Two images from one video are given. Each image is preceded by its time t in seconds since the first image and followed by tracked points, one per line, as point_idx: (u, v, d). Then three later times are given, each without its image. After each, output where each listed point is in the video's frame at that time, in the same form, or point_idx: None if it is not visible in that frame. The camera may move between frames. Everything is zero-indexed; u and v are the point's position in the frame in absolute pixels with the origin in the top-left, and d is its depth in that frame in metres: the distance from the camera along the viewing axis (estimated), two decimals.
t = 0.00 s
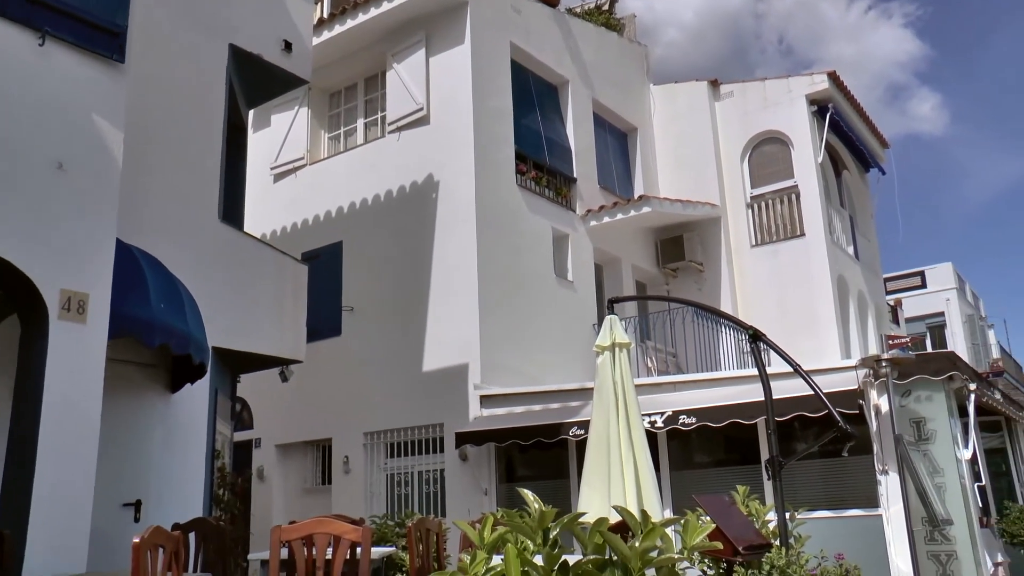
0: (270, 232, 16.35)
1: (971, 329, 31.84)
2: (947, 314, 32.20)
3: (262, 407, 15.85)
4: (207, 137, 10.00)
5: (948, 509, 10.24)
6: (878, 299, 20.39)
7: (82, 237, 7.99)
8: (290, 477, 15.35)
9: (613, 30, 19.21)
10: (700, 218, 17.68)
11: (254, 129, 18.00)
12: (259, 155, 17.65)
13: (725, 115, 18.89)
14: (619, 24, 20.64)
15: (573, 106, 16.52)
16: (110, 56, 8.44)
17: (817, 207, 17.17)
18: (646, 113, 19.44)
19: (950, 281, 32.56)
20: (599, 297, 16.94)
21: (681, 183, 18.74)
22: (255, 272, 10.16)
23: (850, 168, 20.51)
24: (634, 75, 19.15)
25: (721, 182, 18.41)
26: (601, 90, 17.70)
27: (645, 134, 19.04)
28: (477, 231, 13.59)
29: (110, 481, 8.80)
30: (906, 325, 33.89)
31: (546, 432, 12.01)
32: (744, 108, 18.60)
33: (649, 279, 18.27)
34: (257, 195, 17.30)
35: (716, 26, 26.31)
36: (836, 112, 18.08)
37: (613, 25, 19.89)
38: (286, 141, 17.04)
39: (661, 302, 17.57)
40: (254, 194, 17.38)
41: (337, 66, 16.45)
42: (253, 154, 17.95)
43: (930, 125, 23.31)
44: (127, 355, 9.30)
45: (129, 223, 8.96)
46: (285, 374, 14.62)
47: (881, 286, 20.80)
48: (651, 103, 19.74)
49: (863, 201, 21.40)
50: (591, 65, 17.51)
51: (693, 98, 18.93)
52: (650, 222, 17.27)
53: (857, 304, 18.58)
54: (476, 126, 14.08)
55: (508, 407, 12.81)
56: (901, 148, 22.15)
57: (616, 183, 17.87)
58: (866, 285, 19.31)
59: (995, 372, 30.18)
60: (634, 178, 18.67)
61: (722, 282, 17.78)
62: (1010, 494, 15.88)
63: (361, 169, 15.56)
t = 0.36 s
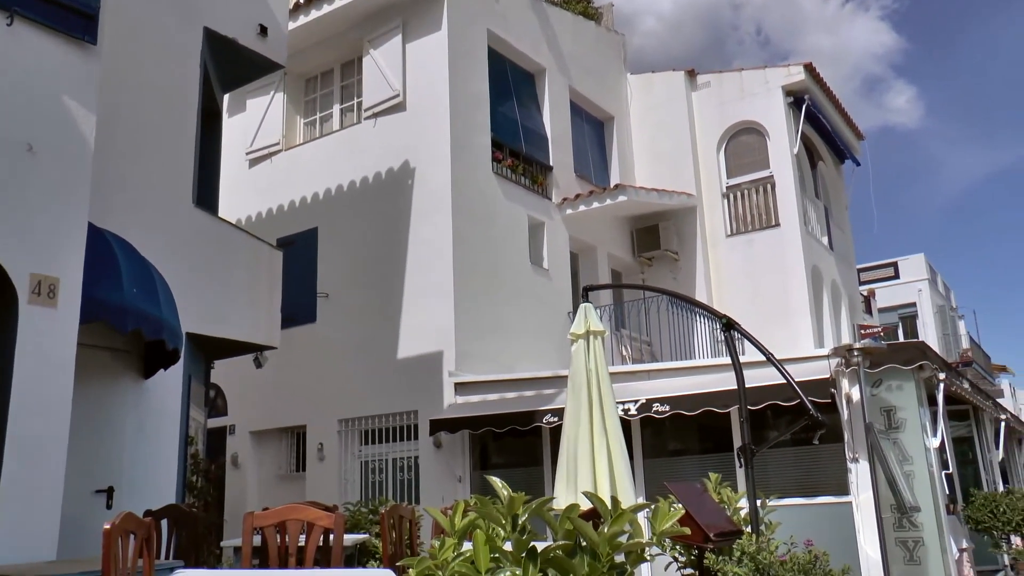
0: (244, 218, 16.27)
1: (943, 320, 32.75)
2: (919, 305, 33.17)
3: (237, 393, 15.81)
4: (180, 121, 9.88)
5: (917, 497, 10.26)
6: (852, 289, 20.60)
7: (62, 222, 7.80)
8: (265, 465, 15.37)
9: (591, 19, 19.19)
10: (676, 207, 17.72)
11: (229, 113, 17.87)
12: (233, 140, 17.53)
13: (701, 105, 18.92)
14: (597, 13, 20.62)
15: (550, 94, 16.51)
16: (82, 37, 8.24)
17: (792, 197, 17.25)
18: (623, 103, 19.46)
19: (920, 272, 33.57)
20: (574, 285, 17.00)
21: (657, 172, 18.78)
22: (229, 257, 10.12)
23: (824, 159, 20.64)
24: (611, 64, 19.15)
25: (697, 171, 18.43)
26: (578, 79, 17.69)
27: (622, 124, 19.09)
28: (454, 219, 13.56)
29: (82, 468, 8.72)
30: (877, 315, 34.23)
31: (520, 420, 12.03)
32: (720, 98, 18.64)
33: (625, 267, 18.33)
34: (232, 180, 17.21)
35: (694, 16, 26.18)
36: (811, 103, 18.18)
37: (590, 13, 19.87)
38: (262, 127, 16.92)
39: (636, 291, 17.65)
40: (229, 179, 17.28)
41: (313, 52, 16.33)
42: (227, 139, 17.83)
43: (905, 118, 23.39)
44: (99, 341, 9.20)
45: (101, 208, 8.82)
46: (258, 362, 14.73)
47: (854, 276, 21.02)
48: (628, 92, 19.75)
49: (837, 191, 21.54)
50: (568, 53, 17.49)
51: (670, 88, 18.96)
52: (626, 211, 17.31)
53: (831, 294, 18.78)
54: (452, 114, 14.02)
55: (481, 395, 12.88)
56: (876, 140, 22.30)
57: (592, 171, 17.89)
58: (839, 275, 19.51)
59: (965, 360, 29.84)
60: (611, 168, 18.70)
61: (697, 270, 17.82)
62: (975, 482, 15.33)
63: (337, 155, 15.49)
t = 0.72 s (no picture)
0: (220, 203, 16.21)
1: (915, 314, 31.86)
2: (892, 297, 32.51)
3: (211, 380, 15.78)
4: (152, 104, 9.77)
5: (885, 484, 10.35)
6: (825, 280, 20.79)
7: (34, 207, 7.67)
8: (239, 452, 15.35)
9: (568, 7, 19.15)
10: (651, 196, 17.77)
11: (204, 97, 17.77)
12: (209, 124, 17.44)
13: (677, 95, 18.95)
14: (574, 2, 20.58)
15: (526, 83, 16.49)
16: (52, 19, 8.03)
17: (767, 188, 17.32)
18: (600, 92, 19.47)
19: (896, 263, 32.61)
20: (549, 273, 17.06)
21: (633, 161, 18.82)
22: (202, 243, 10.09)
23: (799, 150, 20.75)
24: (588, 53, 19.15)
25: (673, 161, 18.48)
26: (555, 67, 17.68)
27: (598, 113, 19.11)
28: (429, 207, 13.54)
29: (53, 455, 8.65)
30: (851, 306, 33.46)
31: (493, 407, 12.11)
32: (696, 88, 18.68)
33: (600, 256, 18.39)
34: (207, 164, 17.13)
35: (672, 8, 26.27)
36: (787, 94, 18.26)
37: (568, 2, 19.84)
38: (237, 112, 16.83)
39: (611, 279, 17.72)
40: (205, 164, 17.21)
41: (289, 37, 16.21)
42: (203, 123, 17.72)
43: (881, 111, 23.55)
44: (69, 326, 9.09)
45: (73, 193, 8.68)
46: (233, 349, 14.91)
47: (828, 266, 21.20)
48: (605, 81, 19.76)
49: (812, 181, 21.69)
50: (545, 42, 17.46)
51: (646, 78, 18.98)
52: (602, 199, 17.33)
53: (805, 284, 18.96)
54: (428, 101, 13.98)
55: (458, 381, 12.88)
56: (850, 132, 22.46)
57: (568, 159, 17.90)
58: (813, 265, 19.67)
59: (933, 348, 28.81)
60: (586, 157, 18.74)
61: (672, 259, 17.90)
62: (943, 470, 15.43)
63: (312, 140, 15.41)
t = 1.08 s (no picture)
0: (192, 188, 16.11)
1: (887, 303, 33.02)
2: (863, 287, 34.19)
3: (183, 367, 15.72)
4: (120, 88, 9.65)
5: (853, 472, 10.42)
6: (797, 270, 21.00)
7: (10, 190, 7.52)
8: (211, 440, 15.32)
9: None
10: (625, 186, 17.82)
11: (177, 82, 17.60)
12: (181, 109, 17.29)
13: (652, 86, 18.99)
14: None
15: (501, 71, 16.46)
16: None
17: (740, 179, 17.43)
18: (575, 82, 19.46)
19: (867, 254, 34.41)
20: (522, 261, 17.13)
21: (608, 151, 18.87)
22: (173, 229, 10.06)
23: (773, 141, 20.85)
24: (562, 43, 19.14)
25: (647, 151, 18.52)
26: (530, 56, 17.66)
27: (573, 103, 19.12)
28: (403, 195, 13.51)
29: (19, 441, 8.56)
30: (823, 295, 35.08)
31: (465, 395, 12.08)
32: (670, 79, 18.72)
33: (574, 245, 18.45)
34: (180, 149, 17.01)
35: None
36: (761, 87, 18.36)
37: None
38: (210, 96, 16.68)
39: (584, 269, 17.83)
40: (177, 148, 17.08)
41: (263, 21, 16.08)
42: (175, 107, 17.57)
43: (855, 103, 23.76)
44: (38, 311, 8.98)
45: (39, 177, 8.54)
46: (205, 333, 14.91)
47: (800, 258, 21.39)
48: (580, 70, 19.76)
49: (785, 172, 21.84)
50: (520, 31, 17.43)
51: (621, 69, 19.01)
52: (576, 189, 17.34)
53: (777, 274, 19.13)
54: (402, 88, 13.93)
55: (430, 368, 12.85)
56: (823, 125, 22.65)
57: (542, 148, 17.91)
58: (785, 256, 19.86)
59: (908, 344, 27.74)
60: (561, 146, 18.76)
61: (645, 249, 18.00)
62: (910, 458, 16.03)
63: (285, 126, 15.33)
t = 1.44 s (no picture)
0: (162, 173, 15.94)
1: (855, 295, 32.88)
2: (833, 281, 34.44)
3: (152, 354, 15.59)
4: (89, 70, 9.53)
5: (819, 461, 10.41)
6: (768, 263, 21.18)
7: None
8: (180, 428, 15.20)
9: None
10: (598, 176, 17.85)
11: (146, 65, 17.38)
12: (151, 92, 17.07)
13: (626, 77, 19.04)
14: None
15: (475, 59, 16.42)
16: None
17: (713, 170, 17.52)
18: (548, 72, 19.43)
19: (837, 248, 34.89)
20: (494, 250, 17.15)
21: (581, 140, 18.89)
22: (145, 213, 10.05)
23: (746, 134, 20.92)
24: (536, 32, 19.11)
25: (620, 143, 18.56)
26: (504, 45, 17.63)
27: (546, 93, 19.10)
28: (375, 182, 13.47)
29: None
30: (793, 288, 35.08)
31: (436, 384, 12.29)
32: (644, 71, 18.79)
33: (546, 234, 18.46)
34: (149, 133, 16.80)
35: None
36: (735, 79, 18.46)
37: None
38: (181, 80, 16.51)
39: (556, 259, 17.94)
40: (146, 133, 16.87)
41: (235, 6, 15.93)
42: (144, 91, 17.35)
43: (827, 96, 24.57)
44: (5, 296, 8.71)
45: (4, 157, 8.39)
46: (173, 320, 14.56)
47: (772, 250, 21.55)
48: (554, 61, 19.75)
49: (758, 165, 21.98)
50: (494, 19, 17.40)
51: (595, 60, 19.04)
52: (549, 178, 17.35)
53: (748, 266, 19.32)
54: (376, 75, 13.88)
55: (401, 357, 12.94)
56: (796, 118, 22.87)
57: (515, 138, 17.90)
58: (756, 248, 20.04)
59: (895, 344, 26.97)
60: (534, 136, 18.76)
61: (617, 240, 18.05)
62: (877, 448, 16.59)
63: (258, 112, 15.24)
